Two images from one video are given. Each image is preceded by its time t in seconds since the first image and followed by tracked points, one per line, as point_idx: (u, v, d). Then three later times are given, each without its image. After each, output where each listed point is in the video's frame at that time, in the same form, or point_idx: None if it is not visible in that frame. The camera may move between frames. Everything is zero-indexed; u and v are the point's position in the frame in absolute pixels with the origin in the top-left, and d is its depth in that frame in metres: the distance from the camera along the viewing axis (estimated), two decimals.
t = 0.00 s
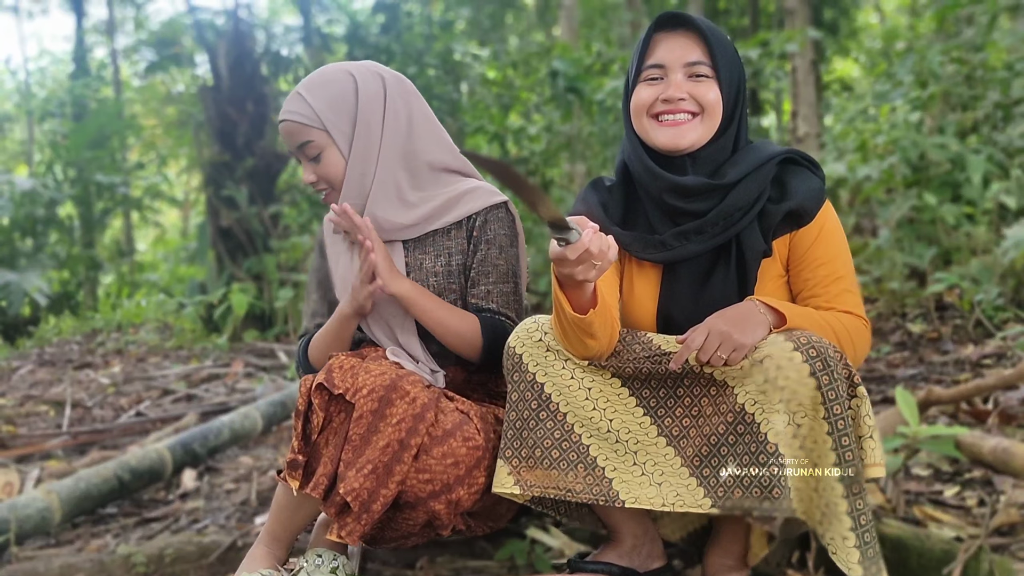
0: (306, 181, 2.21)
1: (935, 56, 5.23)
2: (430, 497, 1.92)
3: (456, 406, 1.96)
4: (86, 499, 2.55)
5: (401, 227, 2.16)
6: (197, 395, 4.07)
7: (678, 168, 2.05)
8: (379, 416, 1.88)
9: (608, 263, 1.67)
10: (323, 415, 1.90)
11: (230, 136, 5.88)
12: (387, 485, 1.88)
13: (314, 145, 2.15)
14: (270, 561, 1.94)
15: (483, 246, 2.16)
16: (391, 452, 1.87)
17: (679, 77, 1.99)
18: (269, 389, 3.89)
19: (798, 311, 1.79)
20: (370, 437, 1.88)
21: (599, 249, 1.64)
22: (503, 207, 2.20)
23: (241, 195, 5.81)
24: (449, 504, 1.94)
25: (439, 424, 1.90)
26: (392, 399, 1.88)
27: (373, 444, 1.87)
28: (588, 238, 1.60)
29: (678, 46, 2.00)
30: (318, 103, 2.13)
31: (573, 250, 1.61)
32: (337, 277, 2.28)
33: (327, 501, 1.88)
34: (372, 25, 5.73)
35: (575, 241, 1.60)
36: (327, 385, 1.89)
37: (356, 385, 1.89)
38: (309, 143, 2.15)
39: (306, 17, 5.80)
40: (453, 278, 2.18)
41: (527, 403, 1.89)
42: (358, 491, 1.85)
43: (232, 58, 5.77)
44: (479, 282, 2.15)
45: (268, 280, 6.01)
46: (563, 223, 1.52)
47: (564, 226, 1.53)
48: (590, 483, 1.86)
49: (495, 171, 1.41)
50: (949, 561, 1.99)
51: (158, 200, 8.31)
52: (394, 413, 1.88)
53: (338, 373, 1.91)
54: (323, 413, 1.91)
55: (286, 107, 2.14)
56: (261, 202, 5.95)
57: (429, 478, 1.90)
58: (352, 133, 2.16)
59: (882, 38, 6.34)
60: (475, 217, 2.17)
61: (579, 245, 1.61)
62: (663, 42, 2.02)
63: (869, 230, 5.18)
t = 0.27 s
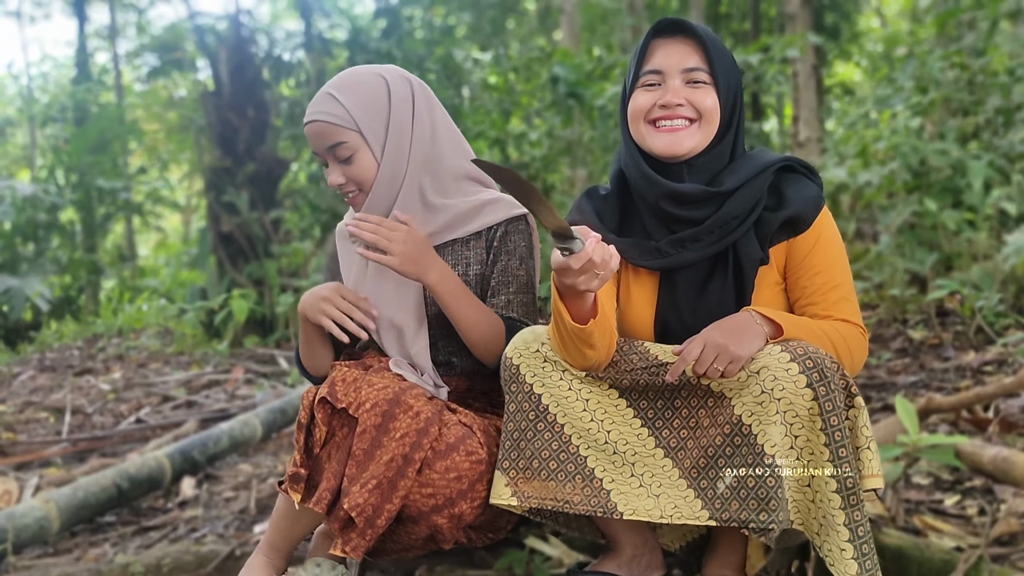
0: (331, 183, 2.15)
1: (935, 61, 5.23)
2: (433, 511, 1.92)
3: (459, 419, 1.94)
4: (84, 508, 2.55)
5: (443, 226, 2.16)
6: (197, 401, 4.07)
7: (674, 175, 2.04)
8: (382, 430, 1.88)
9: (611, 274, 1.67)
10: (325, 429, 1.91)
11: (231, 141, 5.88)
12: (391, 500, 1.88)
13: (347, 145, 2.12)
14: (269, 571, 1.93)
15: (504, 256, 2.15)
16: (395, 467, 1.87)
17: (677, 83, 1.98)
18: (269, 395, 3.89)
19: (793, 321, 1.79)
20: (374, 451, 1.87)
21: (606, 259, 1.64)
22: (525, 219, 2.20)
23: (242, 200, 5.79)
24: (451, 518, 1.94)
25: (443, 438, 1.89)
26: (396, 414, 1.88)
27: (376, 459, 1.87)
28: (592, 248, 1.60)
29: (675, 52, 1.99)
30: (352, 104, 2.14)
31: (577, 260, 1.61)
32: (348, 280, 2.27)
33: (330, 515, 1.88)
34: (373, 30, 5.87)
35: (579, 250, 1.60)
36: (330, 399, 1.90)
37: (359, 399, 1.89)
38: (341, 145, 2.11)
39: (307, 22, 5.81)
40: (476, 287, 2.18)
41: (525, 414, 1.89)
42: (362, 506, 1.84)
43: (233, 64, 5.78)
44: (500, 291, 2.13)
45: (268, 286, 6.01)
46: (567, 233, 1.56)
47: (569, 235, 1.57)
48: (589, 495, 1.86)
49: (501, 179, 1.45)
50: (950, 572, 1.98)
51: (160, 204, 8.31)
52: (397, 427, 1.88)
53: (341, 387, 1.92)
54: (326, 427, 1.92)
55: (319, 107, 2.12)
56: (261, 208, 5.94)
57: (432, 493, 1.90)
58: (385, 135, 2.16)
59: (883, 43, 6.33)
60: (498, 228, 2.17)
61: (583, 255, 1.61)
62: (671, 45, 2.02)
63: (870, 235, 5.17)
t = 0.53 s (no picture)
0: (371, 159, 2.09)
1: (934, 63, 5.22)
2: (432, 512, 1.91)
3: (457, 420, 1.95)
4: (81, 513, 2.54)
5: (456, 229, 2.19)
6: (195, 405, 4.06)
7: (674, 174, 2.03)
8: (379, 432, 1.86)
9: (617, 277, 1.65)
10: (322, 432, 1.89)
11: (229, 143, 5.86)
12: (389, 501, 1.87)
13: (399, 126, 2.09)
14: None
15: (511, 261, 2.14)
16: (393, 468, 1.86)
17: (679, 81, 1.96)
18: (268, 398, 3.88)
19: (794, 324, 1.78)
20: (371, 453, 1.86)
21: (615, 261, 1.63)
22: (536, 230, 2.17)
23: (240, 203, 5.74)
24: (450, 519, 1.93)
25: (440, 438, 1.89)
26: (392, 415, 1.87)
27: (374, 461, 1.85)
28: (601, 250, 1.58)
29: (678, 51, 1.98)
30: (417, 89, 2.14)
31: (587, 261, 1.59)
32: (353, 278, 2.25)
33: (328, 519, 1.87)
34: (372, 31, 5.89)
35: (589, 252, 1.58)
36: (326, 401, 1.88)
37: (355, 401, 1.87)
38: (393, 124, 2.09)
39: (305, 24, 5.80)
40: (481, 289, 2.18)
41: (524, 418, 1.88)
42: (361, 508, 1.83)
43: (231, 66, 5.77)
44: (505, 295, 2.12)
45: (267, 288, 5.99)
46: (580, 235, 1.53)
47: (580, 238, 1.54)
48: (589, 499, 1.85)
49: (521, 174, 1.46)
50: None
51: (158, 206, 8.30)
52: (394, 428, 1.86)
53: (337, 390, 1.89)
54: (322, 430, 1.90)
55: (382, 86, 2.10)
56: (260, 210, 5.92)
57: (430, 493, 1.89)
58: (434, 129, 2.16)
59: (882, 45, 6.33)
60: (509, 235, 2.15)
61: (592, 256, 1.58)
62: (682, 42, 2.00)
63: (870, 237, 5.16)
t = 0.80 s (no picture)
0: (416, 142, 2.09)
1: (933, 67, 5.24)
2: (432, 513, 1.91)
3: (457, 422, 1.94)
4: (80, 518, 2.53)
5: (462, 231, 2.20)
6: (194, 409, 4.05)
7: (677, 179, 2.03)
8: (377, 434, 1.86)
9: (621, 282, 1.66)
10: (319, 436, 1.90)
11: (229, 147, 5.82)
12: (389, 504, 1.87)
13: (450, 113, 2.13)
14: None
15: (520, 267, 2.14)
16: (393, 470, 1.86)
17: (683, 86, 1.97)
18: (267, 403, 3.87)
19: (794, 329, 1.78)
20: (370, 456, 1.86)
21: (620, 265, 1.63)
22: (543, 240, 2.18)
23: (239, 206, 5.69)
24: (450, 520, 1.93)
25: (440, 439, 1.89)
26: (390, 417, 1.86)
27: (373, 463, 1.85)
28: (607, 254, 1.58)
29: (681, 56, 1.99)
30: (468, 87, 2.21)
31: (593, 265, 1.59)
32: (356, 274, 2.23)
33: (328, 522, 1.87)
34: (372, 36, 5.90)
35: (595, 256, 1.58)
36: (323, 405, 1.88)
37: (352, 405, 1.87)
38: (444, 111, 2.13)
39: (305, 28, 5.81)
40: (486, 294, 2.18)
41: (525, 422, 1.88)
42: (362, 511, 1.83)
43: (230, 69, 5.77)
44: (513, 299, 2.12)
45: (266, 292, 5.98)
46: (586, 239, 1.52)
47: (587, 242, 1.52)
48: (589, 503, 1.85)
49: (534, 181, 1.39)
50: None
51: (158, 210, 8.29)
52: (392, 431, 1.86)
53: (334, 393, 1.89)
54: (320, 433, 1.91)
55: (436, 77, 2.15)
56: (259, 214, 5.83)
57: (430, 495, 1.88)
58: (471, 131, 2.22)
59: (880, 48, 6.34)
60: (518, 241, 2.17)
61: (598, 260, 1.59)
62: (680, 46, 2.01)
63: (869, 241, 5.16)
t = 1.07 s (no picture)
0: (435, 139, 2.09)
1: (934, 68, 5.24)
2: (432, 516, 1.89)
3: (458, 424, 1.94)
4: (80, 520, 2.53)
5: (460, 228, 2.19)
6: (195, 411, 4.04)
7: (681, 178, 2.03)
8: (378, 437, 1.86)
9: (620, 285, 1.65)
10: (320, 437, 1.90)
11: (229, 149, 5.79)
12: (390, 507, 1.85)
13: (471, 112, 2.14)
14: None
15: (531, 273, 2.14)
16: (393, 473, 1.85)
17: (684, 88, 1.97)
18: (267, 405, 3.87)
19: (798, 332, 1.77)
20: (371, 458, 1.86)
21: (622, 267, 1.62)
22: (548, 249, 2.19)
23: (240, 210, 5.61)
24: (451, 523, 1.91)
25: (441, 442, 1.88)
26: (391, 419, 1.86)
27: (374, 465, 1.85)
28: (606, 254, 1.58)
29: (683, 57, 1.98)
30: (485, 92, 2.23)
31: (591, 266, 1.58)
32: (361, 269, 2.21)
33: (329, 525, 1.86)
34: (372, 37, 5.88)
35: (593, 258, 1.57)
36: (324, 407, 1.88)
37: (353, 406, 1.87)
38: (465, 110, 2.13)
39: (306, 30, 5.81)
40: (489, 294, 2.17)
41: (526, 424, 1.87)
42: (362, 514, 1.83)
43: (231, 70, 5.77)
44: (525, 307, 2.12)
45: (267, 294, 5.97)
46: (584, 241, 1.50)
47: (585, 244, 1.51)
48: (590, 506, 1.84)
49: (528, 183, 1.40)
50: None
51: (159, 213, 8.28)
52: (393, 433, 1.85)
53: (335, 395, 1.90)
54: (320, 435, 1.90)
55: (460, 76, 2.17)
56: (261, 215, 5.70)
57: (431, 498, 1.87)
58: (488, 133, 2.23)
59: (881, 50, 6.34)
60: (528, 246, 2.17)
61: (597, 261, 1.58)
62: (682, 46, 2.01)
63: (871, 242, 5.15)
